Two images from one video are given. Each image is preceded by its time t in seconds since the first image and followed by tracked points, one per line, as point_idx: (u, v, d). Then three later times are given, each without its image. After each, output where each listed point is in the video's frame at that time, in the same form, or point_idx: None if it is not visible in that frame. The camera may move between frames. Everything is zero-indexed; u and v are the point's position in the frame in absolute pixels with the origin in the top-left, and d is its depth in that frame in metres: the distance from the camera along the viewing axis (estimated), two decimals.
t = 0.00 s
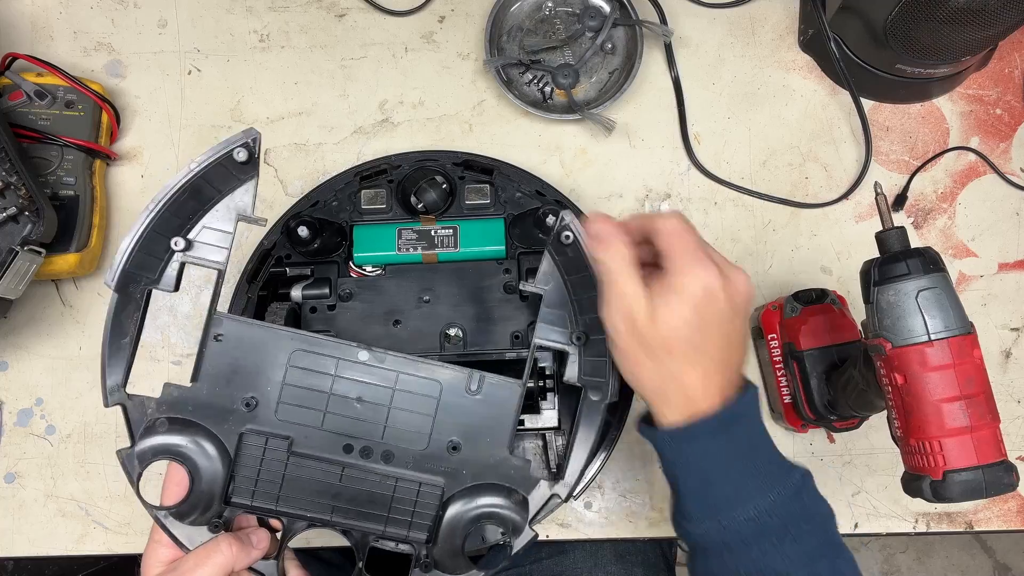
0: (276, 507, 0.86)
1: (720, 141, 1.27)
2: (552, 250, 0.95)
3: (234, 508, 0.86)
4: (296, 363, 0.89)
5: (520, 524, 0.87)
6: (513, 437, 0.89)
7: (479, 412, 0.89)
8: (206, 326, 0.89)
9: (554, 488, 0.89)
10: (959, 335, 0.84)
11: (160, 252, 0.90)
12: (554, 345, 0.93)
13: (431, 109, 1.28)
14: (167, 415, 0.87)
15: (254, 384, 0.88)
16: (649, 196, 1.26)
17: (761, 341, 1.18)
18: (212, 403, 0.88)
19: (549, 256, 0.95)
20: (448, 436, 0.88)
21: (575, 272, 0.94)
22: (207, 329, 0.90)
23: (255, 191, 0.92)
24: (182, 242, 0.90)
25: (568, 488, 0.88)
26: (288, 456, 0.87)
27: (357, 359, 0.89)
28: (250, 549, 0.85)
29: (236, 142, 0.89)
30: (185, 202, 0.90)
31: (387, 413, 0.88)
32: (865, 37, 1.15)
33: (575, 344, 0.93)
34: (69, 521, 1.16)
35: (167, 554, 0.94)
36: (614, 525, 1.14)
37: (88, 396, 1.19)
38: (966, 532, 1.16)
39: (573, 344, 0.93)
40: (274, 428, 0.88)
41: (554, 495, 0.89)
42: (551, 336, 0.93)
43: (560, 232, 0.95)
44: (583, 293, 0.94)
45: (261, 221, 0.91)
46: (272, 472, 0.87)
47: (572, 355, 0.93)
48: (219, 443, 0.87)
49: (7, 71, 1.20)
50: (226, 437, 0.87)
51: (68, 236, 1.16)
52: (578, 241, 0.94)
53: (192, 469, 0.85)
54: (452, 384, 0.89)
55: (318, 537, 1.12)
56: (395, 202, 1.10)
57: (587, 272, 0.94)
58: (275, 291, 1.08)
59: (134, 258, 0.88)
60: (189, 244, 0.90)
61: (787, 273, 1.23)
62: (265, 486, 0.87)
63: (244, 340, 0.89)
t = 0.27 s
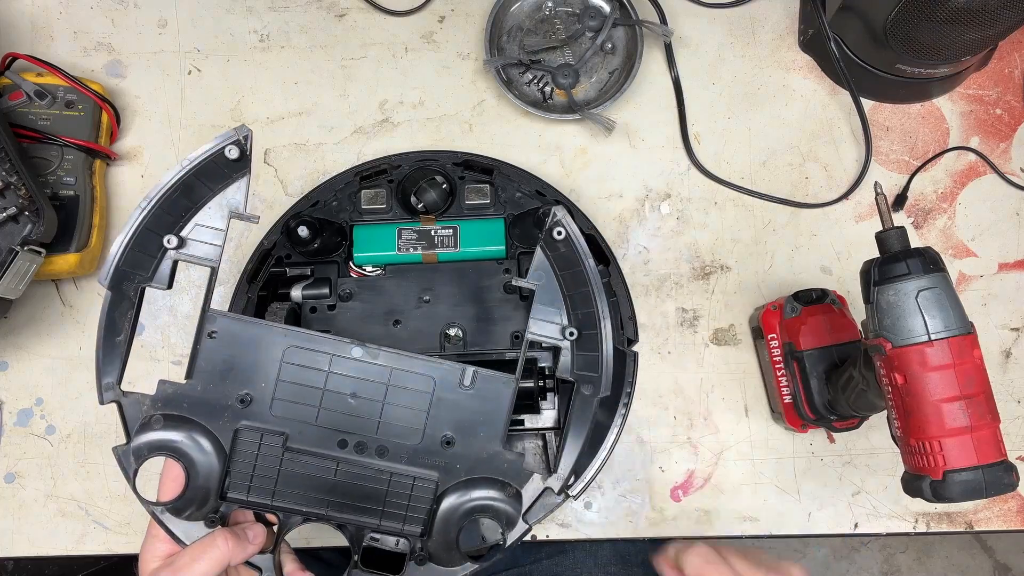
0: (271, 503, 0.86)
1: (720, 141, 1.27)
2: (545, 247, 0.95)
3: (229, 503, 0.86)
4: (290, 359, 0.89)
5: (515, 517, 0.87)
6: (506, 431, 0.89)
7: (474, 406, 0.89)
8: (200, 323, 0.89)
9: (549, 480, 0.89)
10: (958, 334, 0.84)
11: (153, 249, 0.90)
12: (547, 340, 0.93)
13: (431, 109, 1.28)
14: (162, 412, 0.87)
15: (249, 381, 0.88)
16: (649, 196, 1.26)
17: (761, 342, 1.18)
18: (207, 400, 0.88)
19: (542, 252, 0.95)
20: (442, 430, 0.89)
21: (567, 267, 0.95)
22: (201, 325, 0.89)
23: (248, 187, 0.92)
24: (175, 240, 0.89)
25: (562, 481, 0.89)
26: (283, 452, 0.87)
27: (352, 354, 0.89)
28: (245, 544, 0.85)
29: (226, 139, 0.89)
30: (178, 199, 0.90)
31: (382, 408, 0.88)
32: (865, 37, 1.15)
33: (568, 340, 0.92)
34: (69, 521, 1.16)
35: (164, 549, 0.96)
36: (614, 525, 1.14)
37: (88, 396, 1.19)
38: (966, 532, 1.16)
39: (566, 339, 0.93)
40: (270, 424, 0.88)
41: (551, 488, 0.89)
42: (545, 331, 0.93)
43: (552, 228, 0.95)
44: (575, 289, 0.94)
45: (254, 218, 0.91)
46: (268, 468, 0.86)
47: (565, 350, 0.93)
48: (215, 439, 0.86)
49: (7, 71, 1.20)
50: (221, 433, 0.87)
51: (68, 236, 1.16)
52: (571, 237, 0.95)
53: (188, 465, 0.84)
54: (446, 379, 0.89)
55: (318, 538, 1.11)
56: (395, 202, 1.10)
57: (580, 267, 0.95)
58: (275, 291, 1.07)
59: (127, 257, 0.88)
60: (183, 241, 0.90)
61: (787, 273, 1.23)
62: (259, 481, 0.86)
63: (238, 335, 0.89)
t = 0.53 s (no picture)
0: (280, 489, 0.86)
1: (720, 141, 1.27)
2: (542, 227, 0.95)
3: (238, 492, 0.86)
4: (292, 346, 0.89)
5: (521, 496, 0.87)
6: (509, 414, 0.89)
7: (476, 391, 0.89)
8: (202, 313, 0.89)
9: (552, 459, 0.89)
10: (958, 334, 0.84)
11: (153, 241, 0.90)
12: (547, 321, 0.93)
13: (431, 109, 1.28)
14: (167, 403, 0.87)
15: (253, 369, 0.88)
16: (649, 196, 1.26)
17: (761, 342, 1.18)
18: (213, 391, 0.88)
19: (539, 232, 0.95)
20: (445, 415, 0.89)
21: (564, 247, 0.95)
22: (203, 316, 0.89)
23: (246, 177, 0.93)
24: (175, 231, 0.90)
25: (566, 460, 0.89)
26: (289, 438, 0.87)
27: (355, 340, 0.89)
28: (255, 533, 0.84)
29: (223, 129, 0.90)
30: (177, 190, 0.90)
31: (385, 394, 0.88)
32: (865, 37, 1.15)
33: (567, 319, 0.92)
34: (69, 521, 1.16)
35: (173, 538, 0.95)
36: (614, 525, 1.14)
37: (88, 397, 1.19)
38: (966, 532, 1.16)
39: (565, 318, 0.92)
40: (275, 411, 0.88)
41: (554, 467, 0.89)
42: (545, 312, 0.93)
43: (548, 208, 0.95)
44: (575, 267, 0.94)
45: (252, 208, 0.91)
46: (274, 455, 0.86)
47: (566, 330, 0.92)
48: (219, 428, 0.86)
49: (7, 70, 1.20)
50: (227, 423, 0.87)
51: (68, 235, 1.16)
52: (567, 217, 0.95)
53: (195, 455, 0.85)
54: (448, 365, 0.89)
55: (318, 538, 1.12)
56: (395, 202, 1.10)
57: (578, 247, 0.94)
58: (275, 291, 1.07)
59: (128, 248, 0.89)
60: (182, 232, 0.91)
61: (788, 273, 1.23)
62: (266, 468, 0.86)
63: (242, 322, 0.89)
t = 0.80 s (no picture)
0: (291, 499, 0.86)
1: (720, 141, 1.27)
2: (552, 234, 0.94)
3: (249, 502, 0.86)
4: (303, 356, 0.89)
5: (532, 504, 0.87)
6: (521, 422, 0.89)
7: (487, 400, 0.89)
8: (212, 323, 0.89)
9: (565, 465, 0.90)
10: (959, 334, 0.84)
11: (160, 250, 0.90)
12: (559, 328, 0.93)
13: (431, 109, 1.28)
14: (178, 413, 0.87)
15: (263, 378, 0.88)
16: (649, 196, 1.26)
17: (761, 342, 1.18)
18: (224, 401, 0.88)
19: (549, 239, 0.94)
20: (456, 424, 0.89)
21: (575, 254, 0.94)
22: (212, 327, 0.89)
23: (253, 186, 0.92)
24: (183, 241, 0.90)
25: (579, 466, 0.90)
26: (301, 448, 0.87)
27: (365, 349, 0.89)
28: (266, 544, 0.84)
29: (230, 138, 0.89)
30: (183, 200, 0.90)
31: (396, 403, 0.88)
32: (865, 37, 1.15)
33: (579, 326, 0.92)
34: (69, 521, 1.16)
35: (184, 550, 0.95)
36: (614, 525, 1.14)
37: (88, 397, 1.19)
38: (966, 532, 1.16)
39: (576, 326, 0.92)
40: (286, 421, 0.88)
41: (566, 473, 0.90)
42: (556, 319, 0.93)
43: (558, 214, 0.94)
44: (585, 273, 0.94)
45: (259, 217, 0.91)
46: (285, 465, 0.86)
47: (577, 337, 0.93)
48: (229, 438, 0.87)
49: (7, 71, 1.20)
50: (237, 434, 0.87)
51: (68, 236, 1.16)
52: (578, 224, 0.94)
53: (206, 465, 0.85)
54: (459, 374, 0.89)
55: (319, 538, 1.13)
56: (395, 202, 1.10)
57: (589, 254, 0.94)
58: (274, 291, 1.07)
59: (135, 258, 0.89)
60: (190, 242, 0.91)
61: (788, 273, 1.23)
62: (278, 478, 0.86)
63: (253, 331, 0.89)
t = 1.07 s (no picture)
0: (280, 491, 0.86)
1: (720, 141, 1.27)
2: (537, 231, 0.94)
3: (240, 494, 0.86)
4: (293, 349, 0.89)
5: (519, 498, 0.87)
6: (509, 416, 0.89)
7: (477, 394, 0.89)
8: (205, 316, 0.89)
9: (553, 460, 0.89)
10: (959, 334, 0.84)
11: (156, 246, 0.90)
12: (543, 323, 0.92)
13: (431, 109, 1.28)
14: (169, 406, 0.87)
15: (254, 371, 0.88)
16: (649, 196, 1.26)
17: (761, 342, 1.18)
18: (214, 393, 0.88)
19: (532, 236, 0.94)
20: (446, 417, 0.89)
21: (558, 249, 0.93)
22: (207, 319, 0.90)
23: (249, 183, 0.92)
24: (179, 237, 0.89)
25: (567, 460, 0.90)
26: (291, 440, 0.87)
27: (355, 342, 0.89)
28: (255, 536, 0.83)
29: (227, 135, 0.89)
30: (180, 197, 0.90)
31: (387, 396, 0.89)
32: (865, 37, 1.15)
33: (564, 321, 0.92)
34: (69, 521, 1.16)
35: (175, 543, 0.94)
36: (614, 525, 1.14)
37: (88, 397, 1.19)
38: (966, 532, 1.16)
39: (561, 320, 0.92)
40: (276, 414, 0.88)
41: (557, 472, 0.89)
42: (540, 313, 0.92)
43: (543, 212, 0.94)
44: (568, 267, 0.93)
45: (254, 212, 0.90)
46: (275, 457, 0.87)
47: (562, 332, 0.92)
48: (221, 431, 0.87)
49: (7, 70, 1.20)
50: (229, 426, 0.87)
51: (68, 235, 1.16)
52: (561, 220, 0.93)
53: (196, 458, 0.85)
54: (448, 367, 0.90)
55: (317, 538, 1.13)
56: (395, 202, 1.10)
57: (573, 249, 0.93)
58: (275, 291, 1.07)
59: (131, 254, 0.88)
60: (186, 237, 0.90)
61: (787, 273, 1.23)
62: (268, 471, 0.86)
63: (243, 325, 0.89)
